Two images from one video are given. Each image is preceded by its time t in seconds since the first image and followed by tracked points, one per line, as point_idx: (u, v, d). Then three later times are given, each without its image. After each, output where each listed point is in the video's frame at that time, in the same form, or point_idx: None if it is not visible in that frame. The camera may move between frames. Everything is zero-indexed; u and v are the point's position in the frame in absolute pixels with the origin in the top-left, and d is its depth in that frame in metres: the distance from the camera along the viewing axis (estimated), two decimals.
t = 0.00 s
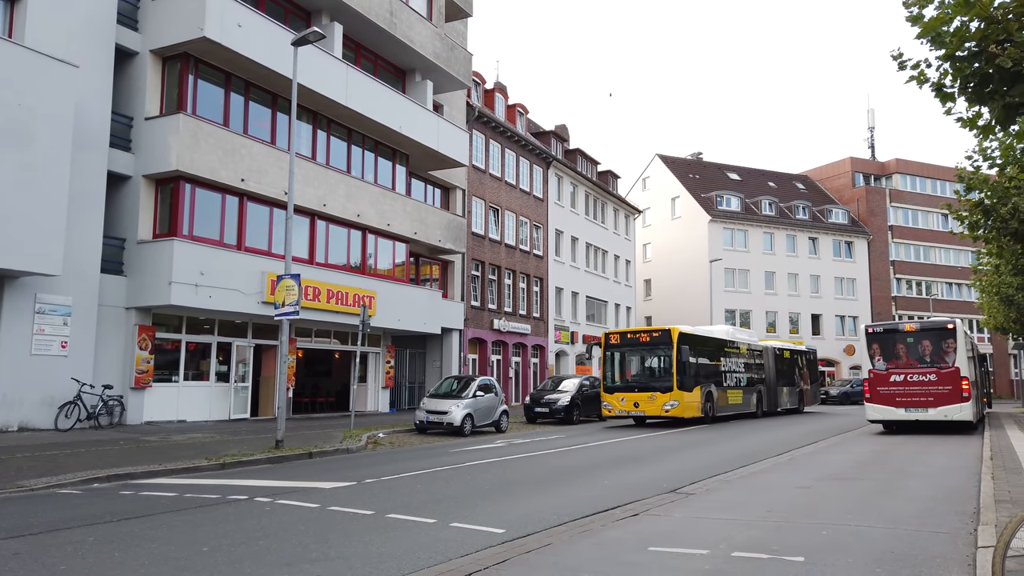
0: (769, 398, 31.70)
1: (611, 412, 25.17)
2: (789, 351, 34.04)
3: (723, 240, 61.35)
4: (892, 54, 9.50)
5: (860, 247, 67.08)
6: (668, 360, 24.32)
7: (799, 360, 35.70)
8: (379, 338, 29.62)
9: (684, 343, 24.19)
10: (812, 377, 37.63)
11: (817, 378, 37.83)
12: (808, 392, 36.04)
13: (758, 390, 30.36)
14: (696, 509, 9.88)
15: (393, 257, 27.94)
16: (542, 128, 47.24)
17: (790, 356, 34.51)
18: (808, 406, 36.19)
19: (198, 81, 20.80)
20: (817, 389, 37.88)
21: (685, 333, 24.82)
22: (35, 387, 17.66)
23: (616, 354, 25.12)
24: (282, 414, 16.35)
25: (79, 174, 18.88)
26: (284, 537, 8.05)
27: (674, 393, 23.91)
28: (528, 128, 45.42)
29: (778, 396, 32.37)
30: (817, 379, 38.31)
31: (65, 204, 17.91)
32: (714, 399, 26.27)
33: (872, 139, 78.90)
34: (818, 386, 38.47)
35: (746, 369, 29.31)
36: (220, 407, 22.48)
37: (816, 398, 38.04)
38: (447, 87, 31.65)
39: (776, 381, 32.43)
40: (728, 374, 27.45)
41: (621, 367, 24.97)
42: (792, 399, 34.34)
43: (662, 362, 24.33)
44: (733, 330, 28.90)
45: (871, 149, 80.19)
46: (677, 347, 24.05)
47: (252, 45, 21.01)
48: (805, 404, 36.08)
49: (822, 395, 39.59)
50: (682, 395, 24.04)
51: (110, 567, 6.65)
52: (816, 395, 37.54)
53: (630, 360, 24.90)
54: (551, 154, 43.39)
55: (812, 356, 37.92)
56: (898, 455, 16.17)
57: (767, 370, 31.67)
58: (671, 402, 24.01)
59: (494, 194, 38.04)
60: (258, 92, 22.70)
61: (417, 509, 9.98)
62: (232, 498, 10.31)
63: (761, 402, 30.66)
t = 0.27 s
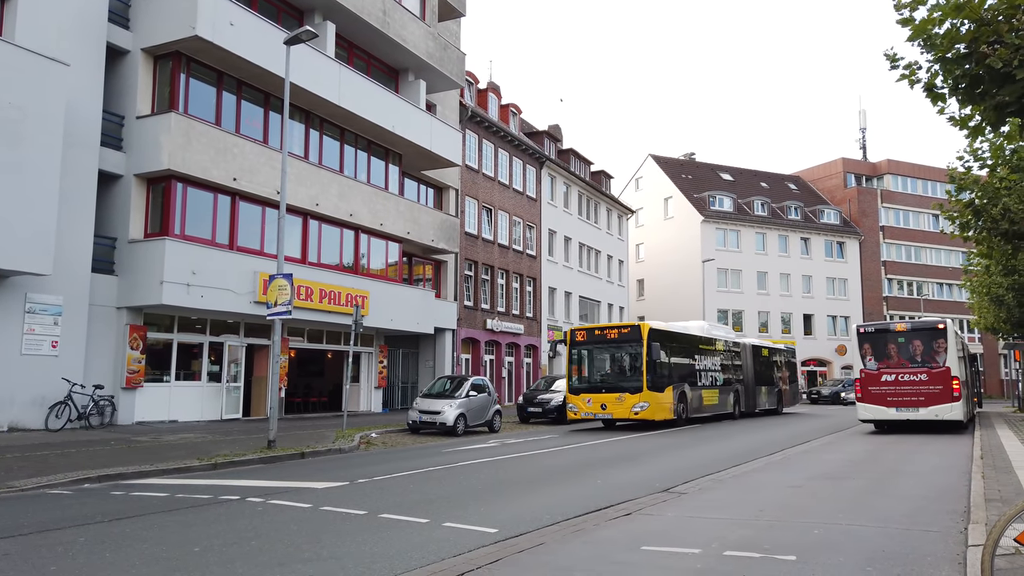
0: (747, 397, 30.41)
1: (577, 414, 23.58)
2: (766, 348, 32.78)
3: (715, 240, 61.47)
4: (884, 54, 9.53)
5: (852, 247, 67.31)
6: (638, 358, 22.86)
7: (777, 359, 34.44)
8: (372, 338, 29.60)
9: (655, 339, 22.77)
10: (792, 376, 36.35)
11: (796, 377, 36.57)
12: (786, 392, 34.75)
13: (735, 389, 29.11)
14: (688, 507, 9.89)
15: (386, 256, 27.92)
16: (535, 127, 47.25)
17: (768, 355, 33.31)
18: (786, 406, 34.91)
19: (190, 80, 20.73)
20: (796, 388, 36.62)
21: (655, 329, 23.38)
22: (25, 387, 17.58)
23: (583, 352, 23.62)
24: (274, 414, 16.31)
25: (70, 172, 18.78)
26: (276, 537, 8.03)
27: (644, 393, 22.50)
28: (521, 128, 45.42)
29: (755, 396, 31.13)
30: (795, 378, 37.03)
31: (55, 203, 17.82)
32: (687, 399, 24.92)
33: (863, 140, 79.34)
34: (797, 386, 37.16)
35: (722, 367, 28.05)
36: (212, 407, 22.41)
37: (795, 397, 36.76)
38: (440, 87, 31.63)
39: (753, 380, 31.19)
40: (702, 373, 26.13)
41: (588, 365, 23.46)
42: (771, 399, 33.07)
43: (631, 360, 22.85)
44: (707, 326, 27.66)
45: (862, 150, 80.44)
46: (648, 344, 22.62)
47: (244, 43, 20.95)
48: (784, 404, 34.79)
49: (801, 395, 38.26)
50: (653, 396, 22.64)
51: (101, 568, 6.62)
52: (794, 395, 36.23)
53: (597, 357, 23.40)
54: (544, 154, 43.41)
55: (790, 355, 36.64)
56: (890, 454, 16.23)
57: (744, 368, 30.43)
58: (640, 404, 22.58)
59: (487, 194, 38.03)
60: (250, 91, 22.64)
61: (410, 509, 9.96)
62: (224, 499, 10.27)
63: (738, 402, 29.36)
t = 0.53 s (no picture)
0: (724, 397, 29.28)
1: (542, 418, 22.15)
2: (745, 347, 31.66)
3: (711, 240, 61.54)
4: (879, 54, 9.55)
5: (847, 247, 67.42)
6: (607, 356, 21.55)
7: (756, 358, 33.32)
8: (368, 338, 29.57)
9: (626, 336, 21.42)
10: (772, 376, 35.18)
11: (775, 376, 35.48)
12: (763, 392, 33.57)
13: (712, 388, 27.98)
14: (684, 507, 9.90)
15: (381, 256, 27.88)
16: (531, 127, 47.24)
17: (747, 353, 32.23)
18: (766, 407, 33.74)
19: (185, 79, 20.68)
20: (776, 388, 35.45)
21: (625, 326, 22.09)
22: (19, 387, 17.53)
23: (549, 350, 22.25)
24: (270, 414, 16.29)
25: (64, 172, 18.73)
26: (271, 538, 8.02)
27: (614, 395, 21.20)
28: (517, 128, 45.42)
29: (733, 396, 30.00)
30: (775, 378, 35.84)
31: (50, 202, 17.77)
32: (660, 400, 23.66)
33: (858, 140, 79.48)
34: (778, 386, 35.99)
35: (699, 366, 26.90)
36: (207, 407, 22.37)
37: (775, 398, 35.60)
38: (436, 87, 31.61)
39: (731, 380, 30.06)
40: (677, 373, 24.89)
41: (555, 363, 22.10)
42: (750, 399, 31.95)
43: (601, 359, 21.54)
44: (683, 322, 26.53)
45: (858, 150, 80.57)
46: (618, 341, 21.35)
47: (240, 43, 20.90)
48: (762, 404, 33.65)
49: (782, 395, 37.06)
50: (623, 397, 21.36)
51: (95, 569, 6.60)
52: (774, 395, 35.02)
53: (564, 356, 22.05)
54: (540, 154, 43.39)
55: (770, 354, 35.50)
56: (885, 454, 16.26)
57: (722, 367, 29.29)
58: (609, 406, 21.27)
59: (484, 194, 38.01)
60: (245, 91, 22.60)
61: (405, 509, 9.95)
62: (219, 499, 10.25)
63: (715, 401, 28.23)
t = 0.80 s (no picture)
0: (705, 398, 27.81)
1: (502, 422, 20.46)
2: (727, 345, 30.21)
3: (707, 240, 61.61)
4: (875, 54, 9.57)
5: (843, 248, 67.54)
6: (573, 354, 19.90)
7: (738, 358, 31.87)
8: (364, 338, 29.56)
9: (593, 332, 19.79)
10: (754, 376, 33.73)
11: (757, 376, 34.02)
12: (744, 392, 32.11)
13: (692, 387, 26.47)
14: (680, 507, 9.91)
15: (378, 256, 27.86)
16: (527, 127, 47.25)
17: (730, 351, 30.79)
18: (748, 408, 32.23)
19: (181, 79, 20.64)
20: (757, 388, 33.96)
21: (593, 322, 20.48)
22: (14, 387, 17.49)
23: (511, 346, 20.59)
24: (265, 414, 16.27)
25: (60, 172, 18.68)
26: (266, 538, 8.01)
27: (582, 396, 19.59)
28: (514, 128, 45.43)
29: (713, 397, 28.50)
30: (758, 379, 34.33)
31: (45, 202, 17.71)
32: (633, 401, 22.07)
33: (854, 140, 79.65)
34: (760, 386, 34.60)
35: (678, 365, 25.37)
36: (202, 407, 22.33)
37: (757, 399, 34.14)
38: (432, 87, 31.60)
39: (713, 380, 28.58)
40: (652, 373, 23.29)
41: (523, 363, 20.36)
42: (733, 400, 30.50)
43: (566, 358, 19.90)
44: (661, 318, 25.02)
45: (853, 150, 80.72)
46: (586, 338, 19.77)
47: (235, 42, 20.87)
48: (744, 406, 32.15)
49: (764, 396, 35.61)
50: (590, 399, 19.75)
51: (90, 569, 6.60)
52: (755, 396, 33.55)
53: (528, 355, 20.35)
54: (536, 154, 43.39)
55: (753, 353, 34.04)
56: (881, 454, 16.30)
57: (703, 366, 27.75)
58: (575, 408, 19.67)
59: (480, 194, 38.01)
60: (241, 90, 22.56)
61: (401, 510, 9.94)
62: (215, 499, 10.24)
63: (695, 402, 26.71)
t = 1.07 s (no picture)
0: (684, 400, 26.29)
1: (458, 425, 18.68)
2: (708, 343, 28.71)
3: (704, 241, 61.67)
4: (871, 55, 9.59)
5: (839, 248, 67.64)
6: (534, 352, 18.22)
7: (720, 356, 30.32)
8: (361, 338, 29.56)
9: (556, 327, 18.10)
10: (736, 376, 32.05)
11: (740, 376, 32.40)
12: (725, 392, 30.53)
13: (668, 388, 24.96)
14: (676, 507, 9.92)
15: (374, 256, 27.85)
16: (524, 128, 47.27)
17: (711, 349, 29.31)
18: (730, 410, 30.67)
19: (177, 79, 20.61)
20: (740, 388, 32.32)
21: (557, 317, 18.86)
22: (9, 387, 17.45)
23: (468, 342, 18.88)
24: (262, 414, 16.26)
25: (55, 171, 18.65)
26: (263, 538, 8.00)
27: (543, 397, 17.90)
28: (510, 128, 45.43)
29: (692, 398, 26.98)
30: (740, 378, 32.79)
31: (40, 201, 17.67)
32: (600, 403, 20.43)
33: (850, 141, 79.79)
34: (743, 387, 32.94)
35: (653, 364, 23.80)
36: (198, 407, 22.30)
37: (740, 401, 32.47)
38: (429, 87, 31.59)
39: (691, 381, 27.05)
40: (623, 373, 21.68)
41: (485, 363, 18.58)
42: (713, 402, 29.00)
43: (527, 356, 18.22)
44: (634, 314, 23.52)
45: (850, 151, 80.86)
46: (548, 334, 18.10)
47: (232, 42, 20.85)
48: (726, 407, 30.60)
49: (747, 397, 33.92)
50: (552, 400, 18.07)
51: (86, 570, 6.58)
52: (738, 397, 31.91)
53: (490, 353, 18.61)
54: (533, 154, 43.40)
55: (736, 352, 32.37)
56: (877, 454, 16.33)
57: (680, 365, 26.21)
58: (536, 411, 17.92)
59: (477, 194, 38.00)
60: (238, 90, 22.53)
61: (397, 510, 9.93)
62: (211, 500, 10.23)
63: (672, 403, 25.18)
